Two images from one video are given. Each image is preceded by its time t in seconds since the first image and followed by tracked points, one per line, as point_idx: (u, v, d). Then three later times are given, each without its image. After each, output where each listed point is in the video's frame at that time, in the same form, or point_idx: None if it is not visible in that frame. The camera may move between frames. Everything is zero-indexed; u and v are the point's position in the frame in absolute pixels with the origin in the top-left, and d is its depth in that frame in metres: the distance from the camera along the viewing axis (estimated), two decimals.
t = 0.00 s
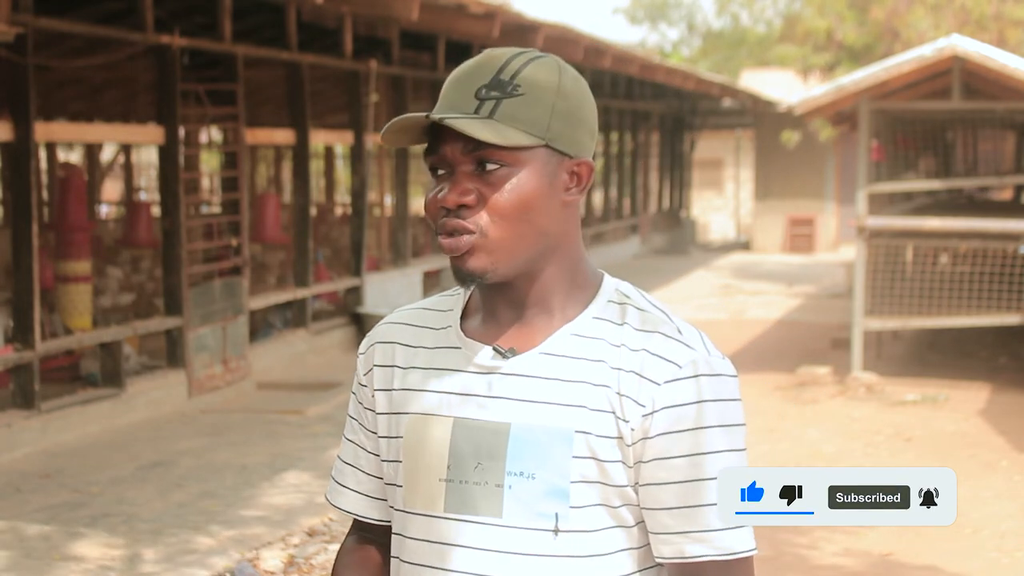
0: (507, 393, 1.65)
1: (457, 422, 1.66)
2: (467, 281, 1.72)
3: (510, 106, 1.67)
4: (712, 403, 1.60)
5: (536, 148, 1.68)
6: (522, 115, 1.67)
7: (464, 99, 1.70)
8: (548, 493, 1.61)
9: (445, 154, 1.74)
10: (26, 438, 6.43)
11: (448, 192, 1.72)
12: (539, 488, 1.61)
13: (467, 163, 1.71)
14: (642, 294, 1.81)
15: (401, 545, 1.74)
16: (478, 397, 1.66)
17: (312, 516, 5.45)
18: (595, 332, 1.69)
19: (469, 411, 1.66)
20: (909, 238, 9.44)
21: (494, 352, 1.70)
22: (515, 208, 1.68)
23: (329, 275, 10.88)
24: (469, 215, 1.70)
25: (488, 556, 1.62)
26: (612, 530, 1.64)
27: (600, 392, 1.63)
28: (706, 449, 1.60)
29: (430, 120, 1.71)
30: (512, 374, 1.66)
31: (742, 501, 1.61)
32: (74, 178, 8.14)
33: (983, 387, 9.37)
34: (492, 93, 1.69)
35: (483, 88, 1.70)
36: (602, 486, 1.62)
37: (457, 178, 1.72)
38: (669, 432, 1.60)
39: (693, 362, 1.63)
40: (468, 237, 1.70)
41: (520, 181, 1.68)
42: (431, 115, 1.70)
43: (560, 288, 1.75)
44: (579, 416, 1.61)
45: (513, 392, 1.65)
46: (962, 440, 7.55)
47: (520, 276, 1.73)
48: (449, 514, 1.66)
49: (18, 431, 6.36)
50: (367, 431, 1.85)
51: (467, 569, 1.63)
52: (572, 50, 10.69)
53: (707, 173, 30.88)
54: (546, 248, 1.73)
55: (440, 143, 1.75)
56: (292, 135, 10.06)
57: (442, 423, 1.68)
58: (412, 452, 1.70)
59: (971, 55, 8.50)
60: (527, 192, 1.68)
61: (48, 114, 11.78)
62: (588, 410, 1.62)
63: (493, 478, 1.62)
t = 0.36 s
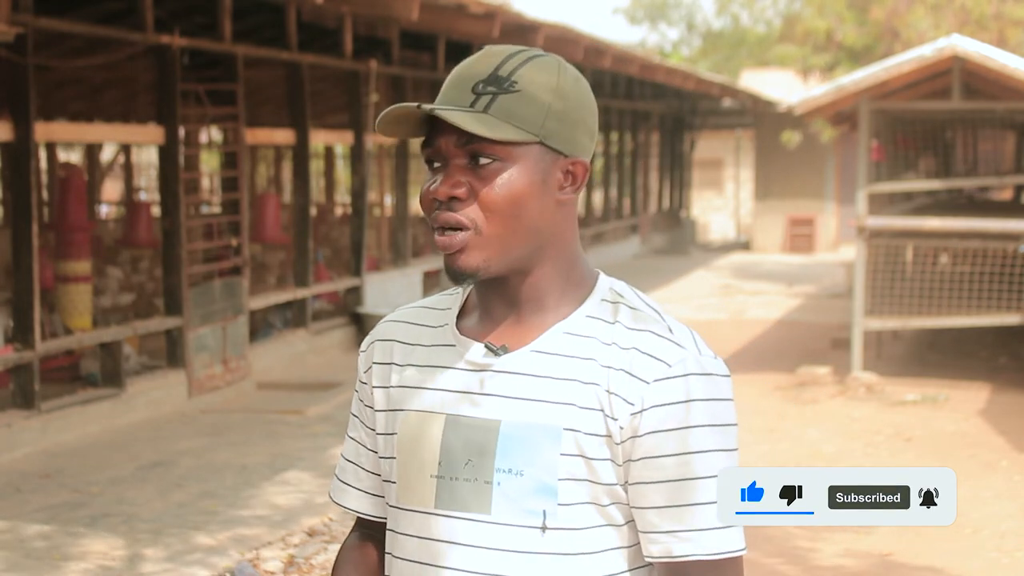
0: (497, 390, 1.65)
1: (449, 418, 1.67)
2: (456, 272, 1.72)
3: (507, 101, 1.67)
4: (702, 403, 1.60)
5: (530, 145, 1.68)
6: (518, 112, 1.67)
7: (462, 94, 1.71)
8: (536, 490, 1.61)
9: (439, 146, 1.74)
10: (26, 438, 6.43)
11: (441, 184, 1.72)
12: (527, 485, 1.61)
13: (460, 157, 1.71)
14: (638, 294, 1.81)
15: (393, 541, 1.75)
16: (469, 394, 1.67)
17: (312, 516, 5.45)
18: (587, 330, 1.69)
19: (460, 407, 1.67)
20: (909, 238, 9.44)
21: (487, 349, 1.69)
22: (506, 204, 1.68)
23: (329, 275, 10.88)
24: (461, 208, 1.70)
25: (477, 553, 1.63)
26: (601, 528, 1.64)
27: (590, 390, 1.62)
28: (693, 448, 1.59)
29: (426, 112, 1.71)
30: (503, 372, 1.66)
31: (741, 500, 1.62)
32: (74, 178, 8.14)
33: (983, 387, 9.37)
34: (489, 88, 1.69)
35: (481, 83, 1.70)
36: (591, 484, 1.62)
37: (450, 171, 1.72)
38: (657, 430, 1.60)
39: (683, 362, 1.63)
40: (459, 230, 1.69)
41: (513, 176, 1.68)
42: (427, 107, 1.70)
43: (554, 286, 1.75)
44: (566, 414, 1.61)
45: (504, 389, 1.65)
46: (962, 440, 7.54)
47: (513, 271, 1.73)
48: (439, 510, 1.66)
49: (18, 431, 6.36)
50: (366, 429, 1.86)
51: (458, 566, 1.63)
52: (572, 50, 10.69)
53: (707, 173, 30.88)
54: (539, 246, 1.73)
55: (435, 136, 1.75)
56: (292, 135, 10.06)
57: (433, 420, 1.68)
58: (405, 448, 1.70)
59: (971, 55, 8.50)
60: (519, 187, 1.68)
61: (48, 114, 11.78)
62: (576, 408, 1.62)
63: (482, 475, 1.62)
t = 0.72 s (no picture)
0: (491, 392, 1.65)
1: (443, 420, 1.67)
2: (452, 272, 1.71)
3: (504, 102, 1.67)
4: (693, 400, 1.61)
5: (525, 146, 1.68)
6: (515, 113, 1.67)
7: (458, 94, 1.70)
8: (531, 491, 1.61)
9: (435, 146, 1.73)
10: (25, 438, 6.43)
11: (437, 185, 1.72)
12: (521, 486, 1.61)
13: (457, 158, 1.71)
14: (627, 290, 1.82)
15: (390, 543, 1.75)
16: (463, 395, 1.66)
17: (312, 516, 5.45)
18: (579, 329, 1.69)
19: (455, 409, 1.66)
20: (909, 238, 9.44)
21: (479, 351, 1.69)
22: (503, 205, 1.68)
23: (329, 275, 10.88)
24: (458, 209, 1.69)
25: (475, 555, 1.63)
26: (596, 527, 1.64)
27: (583, 389, 1.62)
28: (685, 446, 1.60)
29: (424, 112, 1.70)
30: (496, 373, 1.66)
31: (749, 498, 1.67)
32: (74, 178, 8.14)
33: (983, 387, 9.37)
34: (485, 89, 1.68)
35: (476, 83, 1.69)
36: (586, 484, 1.62)
37: (446, 171, 1.72)
38: (650, 429, 1.60)
39: (675, 359, 1.63)
40: (455, 230, 1.69)
41: (510, 177, 1.68)
42: (423, 107, 1.69)
43: (548, 285, 1.75)
44: (559, 413, 1.61)
45: (498, 391, 1.64)
46: (962, 440, 7.55)
47: (507, 271, 1.73)
48: (435, 512, 1.66)
49: (18, 431, 6.36)
50: (360, 429, 1.86)
51: (457, 567, 1.63)
52: (572, 50, 10.70)
53: (707, 173, 30.88)
54: (533, 246, 1.73)
55: (430, 136, 1.74)
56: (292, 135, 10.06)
57: (428, 422, 1.68)
58: (400, 450, 1.70)
59: (972, 55, 8.50)
60: (516, 188, 1.68)
61: (48, 114, 11.78)
62: (569, 408, 1.61)
63: (477, 476, 1.62)
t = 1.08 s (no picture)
0: (487, 394, 1.65)
1: (439, 422, 1.67)
2: (446, 275, 1.71)
3: (496, 103, 1.67)
4: (691, 400, 1.61)
5: (519, 148, 1.68)
6: (507, 114, 1.67)
7: (450, 96, 1.70)
8: (529, 493, 1.61)
9: (428, 149, 1.73)
10: (25, 438, 6.43)
11: (430, 187, 1.72)
12: (519, 488, 1.61)
13: (450, 160, 1.71)
14: (622, 289, 1.82)
15: (387, 545, 1.74)
16: (460, 397, 1.66)
17: (312, 516, 5.45)
18: (574, 330, 1.69)
19: (451, 411, 1.66)
20: (909, 238, 9.45)
21: (474, 352, 1.69)
22: (497, 206, 1.68)
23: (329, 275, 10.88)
24: (452, 212, 1.69)
25: (473, 558, 1.62)
26: (594, 529, 1.64)
27: (580, 390, 1.62)
28: (684, 446, 1.61)
29: (416, 115, 1.69)
30: (493, 374, 1.66)
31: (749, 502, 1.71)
32: (74, 178, 8.13)
33: (983, 387, 9.37)
34: (478, 90, 1.68)
35: (469, 84, 1.69)
36: (583, 485, 1.62)
37: (440, 173, 1.72)
38: (648, 430, 1.61)
39: (672, 358, 1.63)
40: (450, 233, 1.69)
41: (503, 179, 1.68)
42: (414, 111, 1.69)
43: (542, 286, 1.75)
44: (556, 415, 1.61)
45: (495, 393, 1.65)
46: (962, 440, 7.55)
47: (501, 273, 1.73)
48: (432, 515, 1.66)
49: (18, 431, 6.36)
50: (357, 433, 1.86)
51: (456, 570, 1.63)
52: (572, 50, 10.69)
53: (707, 173, 30.88)
54: (528, 246, 1.73)
55: (422, 138, 1.74)
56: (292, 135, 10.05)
57: (425, 424, 1.68)
58: (397, 452, 1.71)
59: (972, 55, 8.51)
60: (510, 191, 1.68)
61: (48, 114, 11.78)
62: (567, 410, 1.61)
63: (475, 478, 1.62)
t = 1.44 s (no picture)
0: (488, 395, 1.65)
1: (438, 423, 1.67)
2: (457, 276, 1.71)
3: (511, 105, 1.66)
4: (692, 400, 1.61)
5: (532, 150, 1.69)
6: (522, 116, 1.67)
7: (461, 96, 1.68)
8: (529, 493, 1.61)
9: (440, 151, 1.72)
10: (26, 438, 6.43)
11: (442, 189, 1.71)
12: (519, 489, 1.61)
13: (462, 162, 1.71)
14: (620, 289, 1.83)
15: (385, 548, 1.74)
16: (459, 398, 1.67)
17: (312, 516, 5.45)
18: (575, 330, 1.69)
19: (451, 412, 1.66)
20: (909, 238, 9.45)
21: (475, 352, 1.69)
22: (512, 208, 1.69)
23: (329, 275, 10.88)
24: (465, 215, 1.69)
25: (473, 558, 1.62)
26: (595, 530, 1.64)
27: (581, 391, 1.63)
28: (685, 447, 1.61)
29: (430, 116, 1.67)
30: (494, 375, 1.66)
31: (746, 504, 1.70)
32: (74, 178, 8.13)
33: (983, 387, 9.36)
34: (490, 91, 1.67)
35: (481, 85, 1.68)
36: (584, 486, 1.63)
37: (452, 176, 1.71)
38: (649, 430, 1.61)
39: (674, 359, 1.64)
40: (463, 236, 1.69)
41: (517, 182, 1.69)
42: (429, 112, 1.67)
43: (547, 286, 1.76)
44: (557, 416, 1.61)
45: (496, 394, 1.65)
46: (962, 440, 7.54)
47: (510, 274, 1.73)
48: (431, 516, 1.66)
49: (18, 431, 6.37)
50: (354, 434, 1.86)
51: (456, 571, 1.63)
52: (572, 50, 10.68)
53: (708, 173, 30.89)
54: (536, 248, 1.74)
55: (433, 140, 1.73)
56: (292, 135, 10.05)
57: (424, 426, 1.68)
58: (396, 452, 1.71)
59: (972, 55, 8.50)
60: (523, 194, 1.69)
61: (49, 114, 11.78)
62: (568, 411, 1.62)
63: (475, 479, 1.63)
